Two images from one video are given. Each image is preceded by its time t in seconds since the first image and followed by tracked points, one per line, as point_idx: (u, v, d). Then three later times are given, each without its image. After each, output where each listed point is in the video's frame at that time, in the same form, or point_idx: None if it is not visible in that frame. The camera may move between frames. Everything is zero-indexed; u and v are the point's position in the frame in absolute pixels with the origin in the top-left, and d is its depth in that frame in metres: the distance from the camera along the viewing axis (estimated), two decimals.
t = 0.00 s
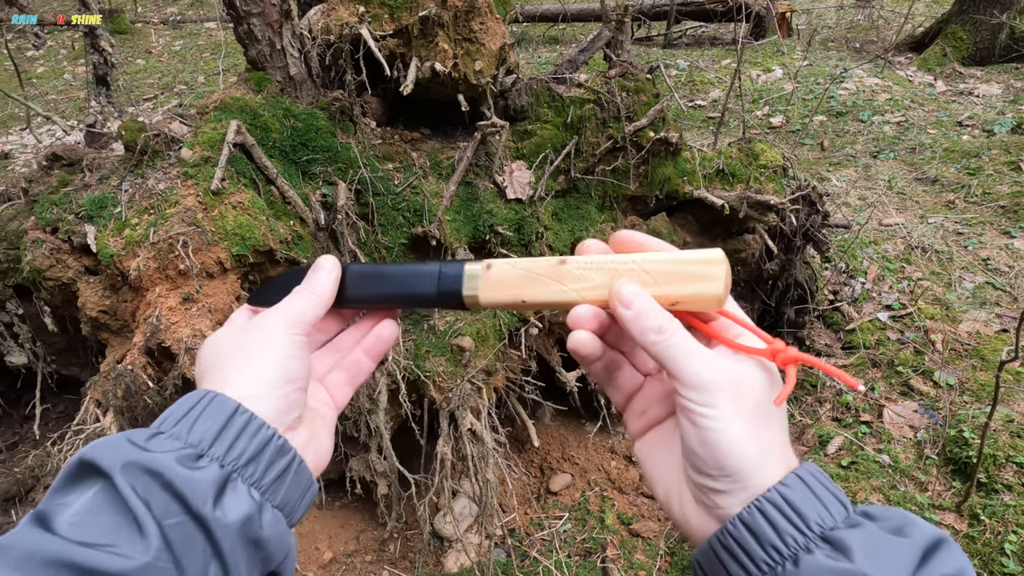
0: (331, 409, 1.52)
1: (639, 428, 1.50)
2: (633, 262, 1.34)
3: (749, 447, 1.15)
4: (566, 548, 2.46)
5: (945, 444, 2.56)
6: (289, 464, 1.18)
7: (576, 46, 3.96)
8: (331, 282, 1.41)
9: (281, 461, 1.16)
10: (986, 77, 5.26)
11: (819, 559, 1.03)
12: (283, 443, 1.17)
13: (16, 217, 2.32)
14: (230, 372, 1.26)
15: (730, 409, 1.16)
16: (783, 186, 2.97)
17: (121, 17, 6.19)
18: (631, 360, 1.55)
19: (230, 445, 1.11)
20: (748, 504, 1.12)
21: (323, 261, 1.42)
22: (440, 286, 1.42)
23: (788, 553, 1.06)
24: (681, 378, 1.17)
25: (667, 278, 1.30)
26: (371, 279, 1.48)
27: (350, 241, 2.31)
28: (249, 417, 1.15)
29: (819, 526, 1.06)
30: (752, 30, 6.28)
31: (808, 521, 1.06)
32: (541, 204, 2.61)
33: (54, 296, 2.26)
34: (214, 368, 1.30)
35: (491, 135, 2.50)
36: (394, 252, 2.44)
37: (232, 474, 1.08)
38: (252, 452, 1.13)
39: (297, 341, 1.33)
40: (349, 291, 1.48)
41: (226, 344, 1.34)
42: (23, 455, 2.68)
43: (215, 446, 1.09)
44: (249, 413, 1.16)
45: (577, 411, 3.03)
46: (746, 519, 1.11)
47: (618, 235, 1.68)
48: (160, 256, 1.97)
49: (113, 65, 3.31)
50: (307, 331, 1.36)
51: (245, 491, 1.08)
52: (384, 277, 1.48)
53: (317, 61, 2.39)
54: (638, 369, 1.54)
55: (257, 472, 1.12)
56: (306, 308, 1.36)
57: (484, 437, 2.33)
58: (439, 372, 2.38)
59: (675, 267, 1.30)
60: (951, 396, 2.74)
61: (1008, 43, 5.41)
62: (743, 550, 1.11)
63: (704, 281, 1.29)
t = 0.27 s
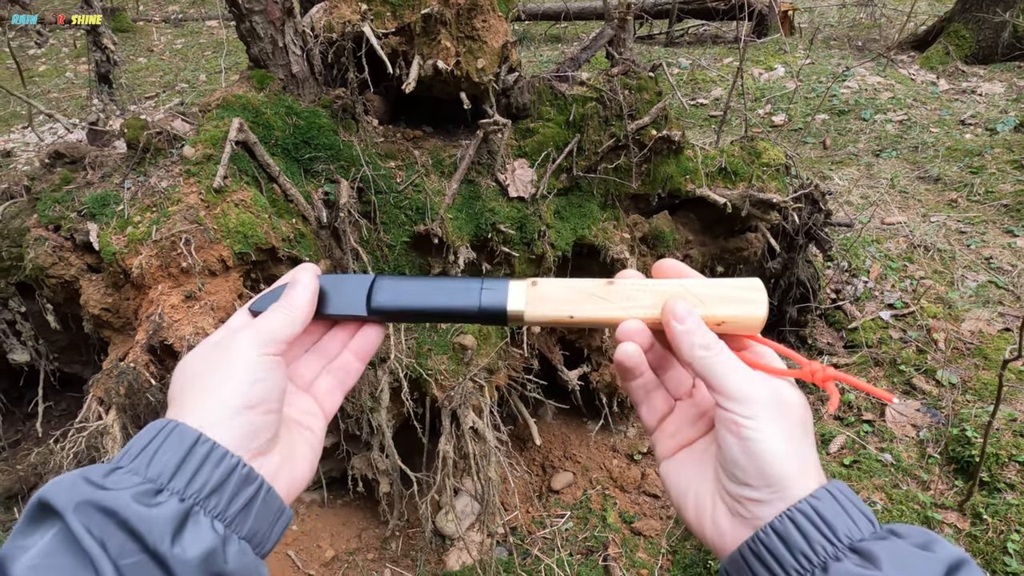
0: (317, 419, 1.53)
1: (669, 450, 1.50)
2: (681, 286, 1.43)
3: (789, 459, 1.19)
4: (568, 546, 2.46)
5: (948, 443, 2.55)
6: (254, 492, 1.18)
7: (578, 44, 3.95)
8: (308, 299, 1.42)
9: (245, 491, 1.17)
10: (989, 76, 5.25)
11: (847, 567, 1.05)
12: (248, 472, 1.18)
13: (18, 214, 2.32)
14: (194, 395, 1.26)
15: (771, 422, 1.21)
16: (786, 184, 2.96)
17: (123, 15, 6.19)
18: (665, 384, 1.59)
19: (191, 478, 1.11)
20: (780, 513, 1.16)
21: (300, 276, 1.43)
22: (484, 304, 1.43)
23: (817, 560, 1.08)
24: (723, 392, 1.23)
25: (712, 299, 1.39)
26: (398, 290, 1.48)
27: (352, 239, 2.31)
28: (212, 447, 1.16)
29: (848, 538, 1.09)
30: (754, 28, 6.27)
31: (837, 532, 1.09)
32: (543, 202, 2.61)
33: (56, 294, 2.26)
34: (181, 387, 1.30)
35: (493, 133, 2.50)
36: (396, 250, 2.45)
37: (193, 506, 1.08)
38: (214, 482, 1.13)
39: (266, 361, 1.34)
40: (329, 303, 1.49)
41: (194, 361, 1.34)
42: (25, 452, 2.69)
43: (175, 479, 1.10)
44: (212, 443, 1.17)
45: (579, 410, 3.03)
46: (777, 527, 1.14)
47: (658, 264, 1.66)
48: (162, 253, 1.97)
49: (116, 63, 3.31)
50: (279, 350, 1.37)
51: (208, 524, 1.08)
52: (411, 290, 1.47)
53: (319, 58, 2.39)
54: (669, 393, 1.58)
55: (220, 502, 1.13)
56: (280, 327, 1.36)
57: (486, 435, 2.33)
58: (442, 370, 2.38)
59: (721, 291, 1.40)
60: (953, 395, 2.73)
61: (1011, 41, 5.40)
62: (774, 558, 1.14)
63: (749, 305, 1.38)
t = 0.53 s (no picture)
0: (321, 418, 1.55)
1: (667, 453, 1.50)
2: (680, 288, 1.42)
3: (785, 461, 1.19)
4: (569, 545, 2.45)
5: (949, 442, 2.55)
6: (238, 515, 1.18)
7: (579, 44, 3.95)
8: (305, 318, 1.38)
9: (228, 513, 1.16)
10: (991, 75, 5.24)
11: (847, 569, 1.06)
12: (230, 495, 1.17)
13: (20, 213, 2.32)
14: (175, 418, 1.23)
15: (768, 424, 1.21)
16: (788, 183, 2.96)
17: (125, 14, 6.19)
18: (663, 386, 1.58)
19: (171, 503, 1.10)
20: (780, 514, 1.16)
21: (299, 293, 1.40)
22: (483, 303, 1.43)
23: (817, 561, 1.09)
24: (721, 394, 1.23)
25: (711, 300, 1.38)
26: (392, 288, 1.47)
27: (353, 238, 2.30)
28: (191, 472, 1.15)
29: (848, 539, 1.09)
30: (756, 27, 6.27)
31: (838, 532, 1.10)
32: (545, 201, 2.61)
33: (57, 293, 2.26)
34: (167, 405, 1.28)
35: (495, 132, 2.50)
36: (397, 249, 2.44)
37: (175, 532, 1.08)
38: (196, 507, 1.13)
39: (248, 385, 1.29)
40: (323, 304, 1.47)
41: (184, 376, 1.32)
42: (27, 451, 2.69)
43: (156, 505, 1.09)
44: (192, 468, 1.16)
45: (581, 409, 3.03)
46: (777, 528, 1.15)
47: (659, 265, 1.64)
48: (163, 252, 1.96)
49: (117, 62, 3.31)
50: (266, 369, 1.32)
51: (190, 548, 1.08)
52: (406, 288, 1.47)
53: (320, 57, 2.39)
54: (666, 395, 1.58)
55: (203, 526, 1.12)
56: (269, 345, 1.31)
57: (487, 434, 2.33)
58: (443, 369, 2.38)
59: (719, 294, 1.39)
60: (955, 395, 2.73)
61: (1013, 40, 5.39)
62: (774, 558, 1.15)
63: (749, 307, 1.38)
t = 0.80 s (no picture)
0: (307, 425, 1.54)
1: (671, 457, 1.52)
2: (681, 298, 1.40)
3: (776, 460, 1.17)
4: (570, 545, 2.45)
5: (950, 442, 2.55)
6: (235, 526, 1.16)
7: (580, 44, 3.95)
8: (293, 325, 1.34)
9: (226, 525, 1.14)
10: (992, 75, 5.24)
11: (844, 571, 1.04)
12: (227, 505, 1.16)
13: (20, 213, 2.31)
14: (173, 431, 1.22)
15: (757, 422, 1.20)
16: (788, 183, 2.96)
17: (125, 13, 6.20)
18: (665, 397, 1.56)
19: (168, 515, 1.09)
20: (777, 514, 1.14)
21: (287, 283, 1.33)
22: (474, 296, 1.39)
23: (814, 563, 1.07)
24: (712, 392, 1.23)
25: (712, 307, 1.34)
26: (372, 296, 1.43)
27: (354, 238, 2.30)
28: (190, 484, 1.14)
29: (845, 539, 1.08)
30: (756, 27, 6.26)
31: (834, 534, 1.08)
32: (545, 201, 2.61)
33: (57, 293, 2.26)
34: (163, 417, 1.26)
35: (495, 131, 2.50)
36: (398, 249, 2.44)
37: (172, 544, 1.07)
38: (193, 518, 1.11)
39: (248, 397, 1.29)
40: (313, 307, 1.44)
41: (173, 391, 1.28)
42: (27, 451, 2.69)
43: (153, 517, 1.08)
44: (190, 480, 1.14)
45: (581, 409, 3.03)
46: (773, 529, 1.13)
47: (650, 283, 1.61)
48: (164, 252, 1.96)
49: (117, 62, 3.31)
50: (263, 381, 1.32)
51: (187, 560, 1.06)
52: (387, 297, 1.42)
53: (321, 57, 2.39)
54: (671, 402, 1.56)
55: (200, 537, 1.11)
56: (263, 357, 1.31)
57: (488, 434, 2.33)
58: (444, 369, 2.38)
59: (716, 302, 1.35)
60: (956, 395, 2.73)
61: (1014, 40, 5.39)
62: (771, 559, 1.13)
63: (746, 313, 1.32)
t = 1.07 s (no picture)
0: (298, 445, 1.52)
1: (675, 457, 1.50)
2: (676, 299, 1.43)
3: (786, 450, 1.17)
4: (570, 546, 2.45)
5: (950, 443, 2.54)
6: (244, 528, 1.16)
7: (580, 44, 3.95)
8: (289, 321, 1.38)
9: (235, 526, 1.14)
10: (992, 75, 5.24)
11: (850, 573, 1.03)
12: (236, 507, 1.16)
13: (20, 213, 2.31)
14: (180, 436, 1.22)
15: (775, 411, 1.19)
16: (788, 183, 2.96)
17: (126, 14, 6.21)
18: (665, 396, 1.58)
19: (179, 515, 1.09)
20: (782, 517, 1.13)
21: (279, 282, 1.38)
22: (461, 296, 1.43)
23: (819, 565, 1.06)
24: (745, 376, 1.23)
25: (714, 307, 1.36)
26: (372, 308, 1.44)
27: (354, 238, 2.30)
28: (200, 485, 1.13)
29: (851, 542, 1.07)
30: (757, 27, 6.26)
31: (839, 536, 1.07)
32: (545, 201, 2.61)
33: (57, 293, 2.26)
34: (171, 423, 1.27)
35: (495, 132, 2.50)
36: (398, 249, 2.45)
37: (182, 544, 1.06)
38: (203, 519, 1.11)
39: (255, 398, 1.30)
40: (311, 321, 1.46)
41: (180, 400, 1.32)
42: (27, 451, 2.69)
43: (164, 517, 1.08)
44: (200, 480, 1.14)
45: (581, 409, 3.03)
46: (778, 532, 1.12)
47: (651, 280, 1.67)
48: (164, 252, 1.96)
49: (118, 62, 3.32)
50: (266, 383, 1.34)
51: (198, 561, 1.06)
52: (386, 309, 1.43)
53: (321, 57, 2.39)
54: (672, 403, 1.57)
55: (210, 538, 1.10)
56: (262, 359, 1.33)
57: (487, 434, 2.32)
58: (443, 369, 2.38)
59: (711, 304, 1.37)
60: (956, 395, 2.73)
61: (1014, 40, 5.39)
62: (776, 562, 1.12)
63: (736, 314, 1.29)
